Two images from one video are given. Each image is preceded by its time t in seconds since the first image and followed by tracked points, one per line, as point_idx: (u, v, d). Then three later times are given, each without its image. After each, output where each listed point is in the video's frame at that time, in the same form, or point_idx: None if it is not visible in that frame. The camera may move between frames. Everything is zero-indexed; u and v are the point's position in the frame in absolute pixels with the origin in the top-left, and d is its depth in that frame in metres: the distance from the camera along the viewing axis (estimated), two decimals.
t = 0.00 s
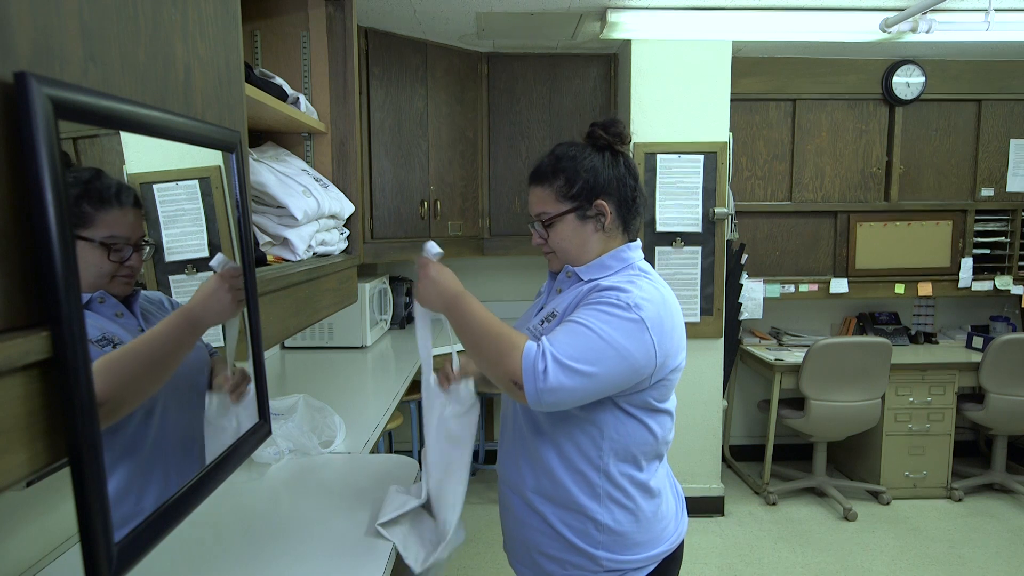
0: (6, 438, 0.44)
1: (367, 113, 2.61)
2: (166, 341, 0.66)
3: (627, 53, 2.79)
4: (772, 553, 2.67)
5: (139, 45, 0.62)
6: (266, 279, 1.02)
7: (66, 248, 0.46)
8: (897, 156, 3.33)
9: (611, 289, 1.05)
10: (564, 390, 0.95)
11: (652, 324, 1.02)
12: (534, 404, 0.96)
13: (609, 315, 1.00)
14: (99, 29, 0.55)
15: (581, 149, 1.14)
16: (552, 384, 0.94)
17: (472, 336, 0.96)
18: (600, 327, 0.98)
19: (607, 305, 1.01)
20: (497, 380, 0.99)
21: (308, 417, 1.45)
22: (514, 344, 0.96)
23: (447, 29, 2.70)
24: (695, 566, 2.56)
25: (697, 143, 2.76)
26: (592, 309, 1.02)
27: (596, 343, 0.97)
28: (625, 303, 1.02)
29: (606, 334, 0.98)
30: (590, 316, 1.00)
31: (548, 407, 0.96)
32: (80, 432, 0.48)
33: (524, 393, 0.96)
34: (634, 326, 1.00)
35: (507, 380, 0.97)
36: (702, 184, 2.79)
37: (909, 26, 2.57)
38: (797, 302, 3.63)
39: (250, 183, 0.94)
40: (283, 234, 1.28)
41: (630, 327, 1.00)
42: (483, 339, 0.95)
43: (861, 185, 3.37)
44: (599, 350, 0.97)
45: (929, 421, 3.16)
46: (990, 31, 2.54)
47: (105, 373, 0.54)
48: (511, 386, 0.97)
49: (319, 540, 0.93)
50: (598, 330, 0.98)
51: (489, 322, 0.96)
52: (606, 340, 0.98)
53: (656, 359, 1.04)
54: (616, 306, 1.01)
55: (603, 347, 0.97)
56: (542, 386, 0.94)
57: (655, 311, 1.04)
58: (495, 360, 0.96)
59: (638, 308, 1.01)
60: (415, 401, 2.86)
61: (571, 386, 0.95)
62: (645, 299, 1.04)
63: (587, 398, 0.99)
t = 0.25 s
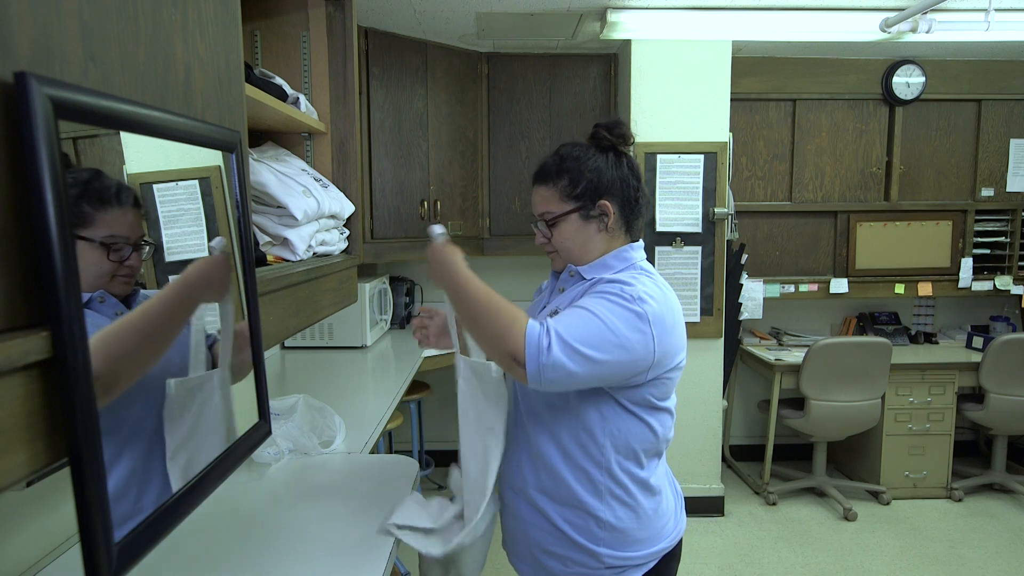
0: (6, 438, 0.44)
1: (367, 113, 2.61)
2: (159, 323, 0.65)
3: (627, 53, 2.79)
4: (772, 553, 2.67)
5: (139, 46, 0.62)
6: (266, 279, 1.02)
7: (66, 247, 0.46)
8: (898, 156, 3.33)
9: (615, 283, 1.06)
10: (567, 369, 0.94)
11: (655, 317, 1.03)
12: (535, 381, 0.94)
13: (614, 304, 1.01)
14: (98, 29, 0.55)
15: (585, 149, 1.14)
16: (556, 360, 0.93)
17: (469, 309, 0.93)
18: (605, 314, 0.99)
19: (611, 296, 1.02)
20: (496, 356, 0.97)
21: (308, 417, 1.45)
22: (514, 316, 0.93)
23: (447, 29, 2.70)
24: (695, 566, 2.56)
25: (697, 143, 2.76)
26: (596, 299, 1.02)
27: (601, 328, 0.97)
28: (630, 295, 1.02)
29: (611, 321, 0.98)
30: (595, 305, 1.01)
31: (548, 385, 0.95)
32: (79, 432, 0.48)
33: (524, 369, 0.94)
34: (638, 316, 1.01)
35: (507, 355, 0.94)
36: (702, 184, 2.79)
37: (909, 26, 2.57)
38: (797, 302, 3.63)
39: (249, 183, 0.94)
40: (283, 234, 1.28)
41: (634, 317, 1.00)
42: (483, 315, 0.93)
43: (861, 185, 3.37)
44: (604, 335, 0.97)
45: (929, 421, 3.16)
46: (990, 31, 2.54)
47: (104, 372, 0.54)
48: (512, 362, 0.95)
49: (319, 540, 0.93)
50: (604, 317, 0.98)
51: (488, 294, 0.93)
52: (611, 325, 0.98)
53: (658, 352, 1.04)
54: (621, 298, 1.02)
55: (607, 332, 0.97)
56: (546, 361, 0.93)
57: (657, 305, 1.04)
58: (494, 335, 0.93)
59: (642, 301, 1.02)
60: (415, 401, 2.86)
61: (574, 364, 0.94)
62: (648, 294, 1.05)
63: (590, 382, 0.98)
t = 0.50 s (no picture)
0: (6, 438, 0.44)
1: (367, 113, 2.61)
2: (153, 316, 0.65)
3: (627, 53, 2.79)
4: (772, 553, 2.67)
5: (139, 46, 0.62)
6: (266, 279, 1.02)
7: (66, 247, 0.46)
8: (898, 156, 3.33)
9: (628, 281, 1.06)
10: (603, 360, 0.90)
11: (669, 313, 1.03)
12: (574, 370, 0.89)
13: (632, 299, 1.00)
14: (98, 29, 0.55)
15: (592, 149, 1.14)
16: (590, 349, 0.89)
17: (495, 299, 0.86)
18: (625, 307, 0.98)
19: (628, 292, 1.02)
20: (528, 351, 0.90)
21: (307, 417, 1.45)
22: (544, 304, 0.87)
23: (447, 29, 2.70)
24: (695, 566, 2.56)
25: (697, 143, 2.76)
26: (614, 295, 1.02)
27: (625, 320, 0.96)
28: (645, 292, 1.03)
29: (632, 313, 0.97)
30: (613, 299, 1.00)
31: (585, 376, 0.90)
32: (79, 431, 0.48)
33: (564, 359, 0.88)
34: (655, 312, 1.00)
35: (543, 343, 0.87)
36: (702, 184, 2.79)
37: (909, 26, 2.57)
38: (797, 302, 3.63)
39: (249, 183, 0.94)
40: (283, 234, 1.28)
41: (652, 313, 1.00)
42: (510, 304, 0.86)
43: (861, 185, 3.37)
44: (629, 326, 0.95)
45: (929, 421, 3.16)
46: (990, 31, 2.54)
47: (104, 373, 0.53)
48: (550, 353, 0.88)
49: (320, 541, 0.93)
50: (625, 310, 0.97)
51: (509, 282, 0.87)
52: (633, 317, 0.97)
53: (672, 350, 1.04)
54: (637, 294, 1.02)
55: (632, 323, 0.96)
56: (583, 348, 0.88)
57: (670, 303, 1.05)
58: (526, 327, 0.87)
59: (656, 298, 1.02)
60: (415, 401, 2.86)
61: (608, 354, 0.91)
62: (660, 292, 1.05)
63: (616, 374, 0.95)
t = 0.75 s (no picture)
0: (6, 437, 0.44)
1: (367, 113, 2.61)
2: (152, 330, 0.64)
3: (627, 53, 2.79)
4: (772, 553, 2.67)
5: (139, 46, 0.62)
6: (266, 279, 1.02)
7: (66, 246, 0.46)
8: (898, 156, 3.33)
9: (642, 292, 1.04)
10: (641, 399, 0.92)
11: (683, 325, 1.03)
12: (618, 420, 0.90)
13: (651, 320, 0.98)
14: (98, 30, 0.55)
15: (600, 148, 1.15)
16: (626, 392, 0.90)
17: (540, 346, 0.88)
18: (647, 331, 0.97)
19: (645, 312, 1.00)
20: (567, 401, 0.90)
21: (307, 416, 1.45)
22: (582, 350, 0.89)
23: (448, 29, 2.70)
24: (695, 566, 2.56)
25: (697, 143, 2.76)
26: (633, 315, 0.99)
27: (648, 350, 0.94)
28: (662, 309, 1.01)
29: (653, 338, 0.96)
30: (633, 324, 0.98)
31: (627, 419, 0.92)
32: (79, 430, 0.48)
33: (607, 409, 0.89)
34: (672, 330, 1.00)
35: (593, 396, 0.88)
36: (702, 184, 2.79)
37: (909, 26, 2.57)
38: (797, 302, 3.63)
39: (250, 183, 0.94)
40: (283, 234, 1.28)
41: (671, 332, 0.99)
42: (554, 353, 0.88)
43: (861, 185, 3.37)
44: (654, 356, 0.95)
45: (929, 421, 3.16)
46: (990, 31, 2.54)
47: (103, 373, 0.53)
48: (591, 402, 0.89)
49: (319, 540, 0.93)
50: (645, 334, 0.96)
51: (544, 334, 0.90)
52: (656, 344, 0.96)
53: (686, 360, 1.05)
54: (655, 313, 1.00)
55: (656, 352, 0.95)
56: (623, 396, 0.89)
57: (685, 314, 1.05)
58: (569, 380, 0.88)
59: (671, 313, 1.01)
60: (415, 401, 2.86)
61: (644, 393, 0.92)
62: (674, 304, 1.04)
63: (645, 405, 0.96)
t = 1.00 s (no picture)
0: (6, 437, 0.44)
1: (367, 113, 2.61)
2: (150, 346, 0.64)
3: (627, 53, 2.79)
4: (772, 553, 2.67)
5: (139, 46, 0.62)
6: (266, 280, 1.02)
7: (67, 247, 0.46)
8: (898, 156, 3.33)
9: (649, 296, 1.04)
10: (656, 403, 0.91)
11: (692, 328, 1.03)
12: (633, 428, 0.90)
13: (662, 324, 0.98)
14: (99, 30, 0.55)
15: (605, 147, 1.15)
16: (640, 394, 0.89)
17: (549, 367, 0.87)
18: (657, 335, 0.96)
19: (654, 316, 0.99)
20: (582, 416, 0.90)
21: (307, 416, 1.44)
22: (597, 365, 0.88)
23: (448, 29, 2.70)
24: (695, 566, 2.56)
25: (697, 143, 2.76)
26: (643, 319, 0.99)
27: (660, 354, 0.94)
28: (671, 313, 1.01)
29: (665, 342, 0.95)
30: (642, 329, 0.97)
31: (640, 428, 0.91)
32: (79, 430, 0.48)
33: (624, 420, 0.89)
34: (682, 335, 1.00)
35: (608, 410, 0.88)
36: (702, 184, 2.79)
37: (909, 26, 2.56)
38: (797, 302, 3.63)
39: (250, 184, 0.94)
40: (283, 234, 1.28)
41: (680, 335, 0.99)
42: (570, 374, 0.86)
43: (862, 185, 3.37)
44: (666, 360, 0.94)
45: (929, 421, 3.16)
46: (990, 31, 2.54)
47: (102, 374, 0.53)
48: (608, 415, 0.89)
49: (319, 541, 0.93)
50: (656, 339, 0.95)
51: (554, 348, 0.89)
52: (668, 349, 0.95)
53: (693, 365, 1.05)
54: (664, 317, 1.00)
55: (667, 356, 0.94)
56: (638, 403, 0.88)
57: (691, 316, 1.05)
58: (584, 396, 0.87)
59: (679, 316, 1.01)
60: (415, 401, 2.86)
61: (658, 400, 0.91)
62: (682, 307, 1.04)
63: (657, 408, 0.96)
